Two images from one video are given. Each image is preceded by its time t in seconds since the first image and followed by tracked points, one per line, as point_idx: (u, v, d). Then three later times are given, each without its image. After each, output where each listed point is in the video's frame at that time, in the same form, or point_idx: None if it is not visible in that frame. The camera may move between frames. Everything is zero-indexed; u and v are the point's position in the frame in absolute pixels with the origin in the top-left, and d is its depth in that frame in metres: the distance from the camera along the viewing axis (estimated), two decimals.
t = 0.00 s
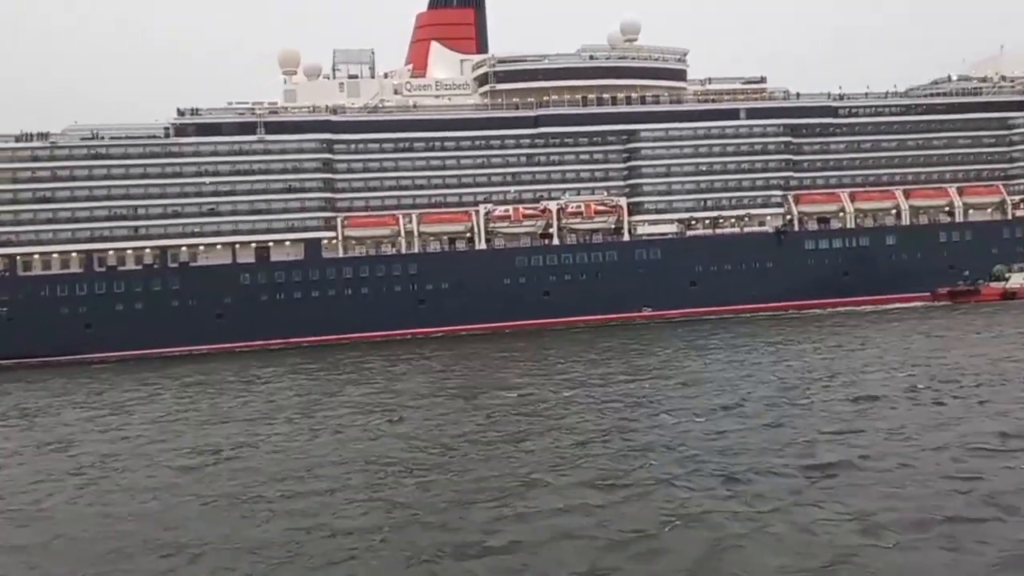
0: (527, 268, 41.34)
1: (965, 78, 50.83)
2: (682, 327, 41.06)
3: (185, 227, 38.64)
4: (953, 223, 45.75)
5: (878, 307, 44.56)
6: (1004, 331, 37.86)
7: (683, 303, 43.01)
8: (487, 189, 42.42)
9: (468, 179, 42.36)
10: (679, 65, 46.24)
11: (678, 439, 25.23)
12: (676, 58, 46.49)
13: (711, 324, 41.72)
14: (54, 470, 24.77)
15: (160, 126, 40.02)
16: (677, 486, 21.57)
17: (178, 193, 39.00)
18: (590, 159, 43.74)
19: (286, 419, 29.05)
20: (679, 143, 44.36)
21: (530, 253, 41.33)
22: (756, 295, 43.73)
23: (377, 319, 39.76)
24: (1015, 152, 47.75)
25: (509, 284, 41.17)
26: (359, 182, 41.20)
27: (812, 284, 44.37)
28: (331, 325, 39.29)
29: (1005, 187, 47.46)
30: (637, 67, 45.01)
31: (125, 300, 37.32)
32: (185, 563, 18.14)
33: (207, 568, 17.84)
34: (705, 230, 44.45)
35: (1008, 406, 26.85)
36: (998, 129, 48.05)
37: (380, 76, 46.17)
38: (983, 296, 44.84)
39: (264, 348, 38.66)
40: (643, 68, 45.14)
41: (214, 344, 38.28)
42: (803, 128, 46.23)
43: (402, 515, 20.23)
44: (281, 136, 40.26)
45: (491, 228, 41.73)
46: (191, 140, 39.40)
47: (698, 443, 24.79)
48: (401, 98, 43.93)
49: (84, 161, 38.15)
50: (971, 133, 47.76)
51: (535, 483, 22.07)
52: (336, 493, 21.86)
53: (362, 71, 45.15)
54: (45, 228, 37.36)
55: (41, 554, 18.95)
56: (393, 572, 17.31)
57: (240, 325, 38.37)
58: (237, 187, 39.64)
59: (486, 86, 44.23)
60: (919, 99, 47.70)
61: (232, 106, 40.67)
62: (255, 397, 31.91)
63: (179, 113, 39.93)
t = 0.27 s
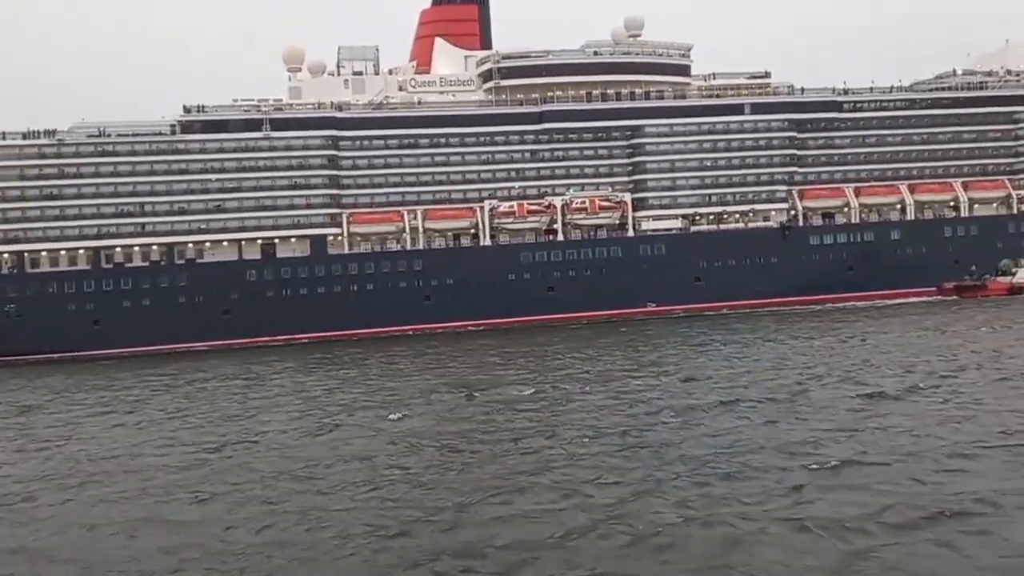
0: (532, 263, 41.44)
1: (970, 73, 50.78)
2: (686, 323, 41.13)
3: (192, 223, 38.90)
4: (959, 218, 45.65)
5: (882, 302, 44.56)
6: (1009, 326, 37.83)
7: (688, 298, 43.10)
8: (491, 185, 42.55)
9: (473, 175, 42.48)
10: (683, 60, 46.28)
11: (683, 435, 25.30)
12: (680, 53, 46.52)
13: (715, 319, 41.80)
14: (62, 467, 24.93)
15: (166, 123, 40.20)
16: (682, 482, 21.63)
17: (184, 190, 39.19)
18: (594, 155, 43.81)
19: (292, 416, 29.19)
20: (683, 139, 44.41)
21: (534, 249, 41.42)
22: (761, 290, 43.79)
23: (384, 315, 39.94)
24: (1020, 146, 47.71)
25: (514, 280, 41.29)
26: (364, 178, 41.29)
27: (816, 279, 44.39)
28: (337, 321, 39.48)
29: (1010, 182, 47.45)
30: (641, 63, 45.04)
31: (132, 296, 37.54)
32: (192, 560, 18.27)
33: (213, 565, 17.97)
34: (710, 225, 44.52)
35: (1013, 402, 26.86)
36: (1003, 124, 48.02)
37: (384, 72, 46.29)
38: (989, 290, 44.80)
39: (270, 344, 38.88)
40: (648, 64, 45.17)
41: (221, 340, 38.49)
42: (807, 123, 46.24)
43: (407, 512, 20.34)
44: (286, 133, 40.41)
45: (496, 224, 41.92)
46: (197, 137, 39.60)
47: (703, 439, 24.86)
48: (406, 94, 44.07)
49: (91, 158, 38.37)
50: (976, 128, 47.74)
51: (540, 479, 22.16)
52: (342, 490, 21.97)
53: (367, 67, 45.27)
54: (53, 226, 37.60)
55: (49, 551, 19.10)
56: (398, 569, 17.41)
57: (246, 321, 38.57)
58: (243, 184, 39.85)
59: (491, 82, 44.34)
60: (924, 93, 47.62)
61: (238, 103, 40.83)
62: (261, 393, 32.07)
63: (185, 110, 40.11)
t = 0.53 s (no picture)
0: (536, 259, 41.57)
1: (974, 67, 50.72)
2: (690, 318, 41.23)
3: (198, 220, 39.09)
4: (963, 213, 45.69)
5: (886, 297, 44.61)
6: (1012, 321, 37.87)
7: (692, 294, 43.18)
8: (495, 181, 42.64)
9: (477, 171, 42.57)
10: (687, 56, 46.35)
11: (686, 431, 25.43)
12: (684, 49, 46.57)
13: (719, 315, 41.87)
14: (69, 463, 25.13)
15: (172, 120, 40.41)
16: (684, 478, 21.76)
17: (190, 186, 39.38)
18: (598, 150, 43.89)
19: (298, 412, 29.36)
20: (687, 134, 44.48)
21: (539, 245, 41.55)
22: (765, 286, 43.86)
23: (388, 311, 40.08)
24: None
25: (518, 275, 41.43)
26: (369, 174, 41.43)
27: (820, 274, 44.45)
28: (342, 317, 39.63)
29: (1014, 177, 47.39)
30: (644, 59, 45.20)
31: (139, 293, 37.75)
32: (199, 556, 18.45)
33: (219, 561, 18.15)
34: (714, 221, 44.38)
35: (1016, 398, 26.89)
36: (1008, 118, 47.94)
37: (389, 69, 46.44)
38: (998, 285, 45.06)
39: (275, 340, 39.05)
40: (651, 59, 45.22)
41: (227, 336, 38.67)
42: (811, 118, 46.28)
43: (411, 508, 20.49)
44: (291, 130, 40.56)
45: (500, 220, 42.05)
46: (202, 134, 39.78)
47: (705, 435, 24.99)
48: (410, 91, 44.21)
49: (97, 155, 38.58)
50: (980, 122, 47.67)
51: (544, 475, 22.30)
52: (346, 486, 22.12)
53: (371, 64, 45.42)
54: (60, 223, 37.82)
55: (57, 547, 19.30)
56: (403, 565, 17.55)
57: (252, 317, 38.75)
58: (248, 180, 39.99)
59: (495, 78, 44.44)
60: (928, 88, 47.59)
61: (243, 100, 41.00)
62: (267, 390, 32.24)
63: (190, 107, 40.30)
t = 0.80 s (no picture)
0: (541, 255, 41.58)
1: (979, 61, 50.61)
2: (694, 314, 41.24)
3: (203, 217, 39.13)
4: (968, 207, 45.59)
5: (891, 292, 44.56)
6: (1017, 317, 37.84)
7: (697, 289, 43.17)
8: (500, 177, 42.67)
9: (482, 167, 42.59)
10: (692, 51, 46.27)
11: (693, 427, 25.44)
12: (689, 44, 46.49)
13: (724, 310, 41.86)
14: (78, 459, 25.17)
15: (178, 117, 40.51)
16: (692, 474, 21.76)
17: (196, 183, 39.45)
18: (603, 146, 43.89)
19: (305, 408, 29.42)
20: (692, 129, 44.47)
21: (543, 241, 41.55)
22: (770, 280, 43.85)
23: (394, 307, 40.13)
24: None
25: (523, 271, 41.45)
26: (374, 171, 41.51)
27: (825, 269, 44.41)
28: (347, 314, 39.70)
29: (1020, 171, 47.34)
30: (650, 54, 45.00)
31: (145, 290, 37.83)
32: (208, 552, 18.47)
33: (229, 557, 18.17)
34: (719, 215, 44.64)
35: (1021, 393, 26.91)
36: (1013, 112, 47.84)
37: (393, 65, 46.45)
38: (1003, 279, 44.53)
39: (281, 337, 39.13)
40: (656, 55, 45.16)
41: (233, 333, 38.75)
42: (815, 113, 46.22)
43: (419, 505, 20.48)
44: (296, 126, 40.59)
45: (505, 216, 42.10)
46: (208, 131, 39.83)
47: (712, 431, 25.00)
48: (415, 87, 44.20)
49: (103, 152, 38.66)
50: (985, 117, 47.63)
51: (552, 471, 22.32)
52: (353, 482, 22.20)
53: (376, 60, 45.43)
54: (66, 220, 37.90)
55: (67, 543, 19.31)
56: (410, 560, 17.62)
57: (258, 313, 38.83)
58: (253, 177, 40.04)
59: (499, 74, 44.37)
60: (933, 82, 47.48)
61: (249, 97, 41.05)
62: (272, 386, 32.32)
63: (196, 104, 40.36)
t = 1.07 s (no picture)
0: (547, 250, 41.53)
1: (981, 56, 50.70)
2: (700, 309, 41.22)
3: (209, 213, 39.02)
4: (971, 202, 45.68)
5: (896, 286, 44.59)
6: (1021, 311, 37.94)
7: (702, 283, 43.16)
8: (505, 172, 42.63)
9: (488, 163, 42.57)
10: (696, 46, 46.31)
11: (705, 421, 25.43)
12: (694, 39, 46.53)
13: (729, 304, 41.86)
14: (87, 456, 25.05)
15: (184, 113, 40.42)
16: (707, 467, 21.74)
17: (201, 179, 39.35)
18: (608, 141, 43.92)
19: (314, 403, 29.34)
20: (696, 124, 44.49)
21: (549, 236, 41.51)
22: (775, 275, 43.86)
23: (400, 303, 40.07)
24: None
25: (528, 266, 41.41)
26: (379, 166, 41.47)
27: (829, 263, 44.43)
28: (353, 309, 39.62)
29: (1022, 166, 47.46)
30: (654, 49, 45.11)
31: (150, 286, 37.70)
32: (224, 547, 18.44)
33: (245, 552, 18.11)
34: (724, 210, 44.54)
35: None
36: (1015, 107, 47.93)
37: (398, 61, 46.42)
38: (1007, 274, 44.73)
39: (287, 332, 39.03)
40: (661, 50, 45.21)
41: (238, 329, 38.64)
42: (820, 108, 46.26)
43: (434, 500, 20.42)
44: (301, 122, 40.54)
45: (510, 211, 42.04)
46: (213, 126, 39.76)
47: (725, 424, 24.99)
48: (421, 83, 44.16)
49: (108, 148, 38.55)
50: (988, 111, 47.69)
51: (566, 465, 22.28)
52: (366, 476, 22.17)
53: (381, 56, 45.39)
54: (71, 216, 37.78)
55: (80, 540, 19.20)
56: (427, 554, 17.61)
57: (264, 309, 38.75)
58: (259, 173, 39.99)
59: (505, 69, 44.37)
60: (936, 77, 47.56)
61: (255, 92, 41.00)
62: (280, 381, 32.24)
63: (202, 99, 40.30)
